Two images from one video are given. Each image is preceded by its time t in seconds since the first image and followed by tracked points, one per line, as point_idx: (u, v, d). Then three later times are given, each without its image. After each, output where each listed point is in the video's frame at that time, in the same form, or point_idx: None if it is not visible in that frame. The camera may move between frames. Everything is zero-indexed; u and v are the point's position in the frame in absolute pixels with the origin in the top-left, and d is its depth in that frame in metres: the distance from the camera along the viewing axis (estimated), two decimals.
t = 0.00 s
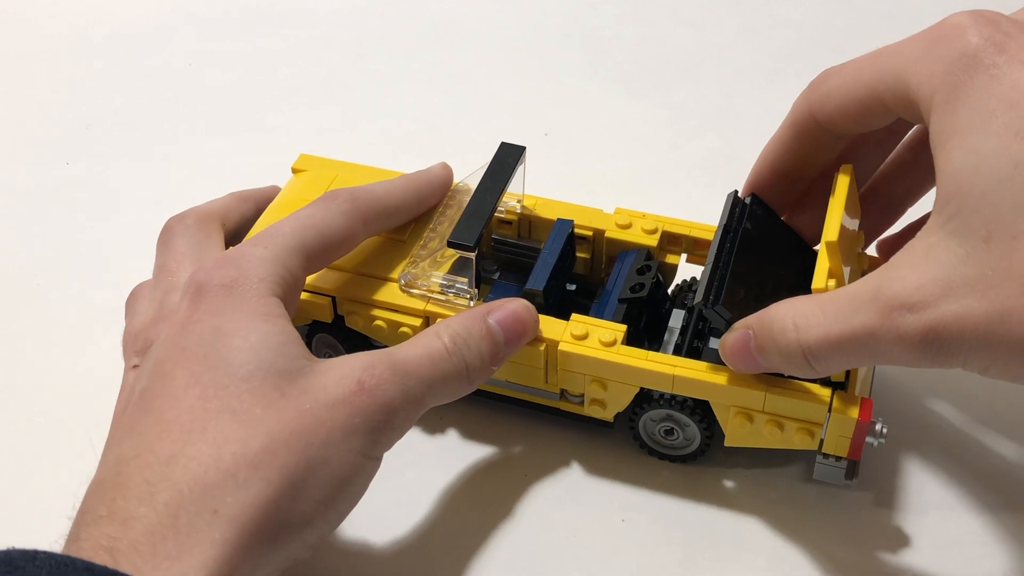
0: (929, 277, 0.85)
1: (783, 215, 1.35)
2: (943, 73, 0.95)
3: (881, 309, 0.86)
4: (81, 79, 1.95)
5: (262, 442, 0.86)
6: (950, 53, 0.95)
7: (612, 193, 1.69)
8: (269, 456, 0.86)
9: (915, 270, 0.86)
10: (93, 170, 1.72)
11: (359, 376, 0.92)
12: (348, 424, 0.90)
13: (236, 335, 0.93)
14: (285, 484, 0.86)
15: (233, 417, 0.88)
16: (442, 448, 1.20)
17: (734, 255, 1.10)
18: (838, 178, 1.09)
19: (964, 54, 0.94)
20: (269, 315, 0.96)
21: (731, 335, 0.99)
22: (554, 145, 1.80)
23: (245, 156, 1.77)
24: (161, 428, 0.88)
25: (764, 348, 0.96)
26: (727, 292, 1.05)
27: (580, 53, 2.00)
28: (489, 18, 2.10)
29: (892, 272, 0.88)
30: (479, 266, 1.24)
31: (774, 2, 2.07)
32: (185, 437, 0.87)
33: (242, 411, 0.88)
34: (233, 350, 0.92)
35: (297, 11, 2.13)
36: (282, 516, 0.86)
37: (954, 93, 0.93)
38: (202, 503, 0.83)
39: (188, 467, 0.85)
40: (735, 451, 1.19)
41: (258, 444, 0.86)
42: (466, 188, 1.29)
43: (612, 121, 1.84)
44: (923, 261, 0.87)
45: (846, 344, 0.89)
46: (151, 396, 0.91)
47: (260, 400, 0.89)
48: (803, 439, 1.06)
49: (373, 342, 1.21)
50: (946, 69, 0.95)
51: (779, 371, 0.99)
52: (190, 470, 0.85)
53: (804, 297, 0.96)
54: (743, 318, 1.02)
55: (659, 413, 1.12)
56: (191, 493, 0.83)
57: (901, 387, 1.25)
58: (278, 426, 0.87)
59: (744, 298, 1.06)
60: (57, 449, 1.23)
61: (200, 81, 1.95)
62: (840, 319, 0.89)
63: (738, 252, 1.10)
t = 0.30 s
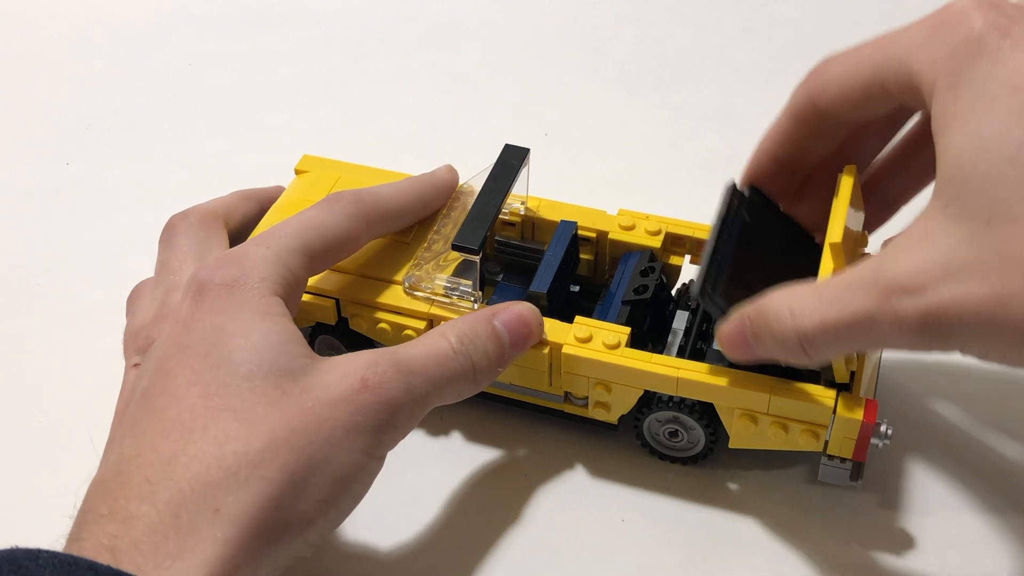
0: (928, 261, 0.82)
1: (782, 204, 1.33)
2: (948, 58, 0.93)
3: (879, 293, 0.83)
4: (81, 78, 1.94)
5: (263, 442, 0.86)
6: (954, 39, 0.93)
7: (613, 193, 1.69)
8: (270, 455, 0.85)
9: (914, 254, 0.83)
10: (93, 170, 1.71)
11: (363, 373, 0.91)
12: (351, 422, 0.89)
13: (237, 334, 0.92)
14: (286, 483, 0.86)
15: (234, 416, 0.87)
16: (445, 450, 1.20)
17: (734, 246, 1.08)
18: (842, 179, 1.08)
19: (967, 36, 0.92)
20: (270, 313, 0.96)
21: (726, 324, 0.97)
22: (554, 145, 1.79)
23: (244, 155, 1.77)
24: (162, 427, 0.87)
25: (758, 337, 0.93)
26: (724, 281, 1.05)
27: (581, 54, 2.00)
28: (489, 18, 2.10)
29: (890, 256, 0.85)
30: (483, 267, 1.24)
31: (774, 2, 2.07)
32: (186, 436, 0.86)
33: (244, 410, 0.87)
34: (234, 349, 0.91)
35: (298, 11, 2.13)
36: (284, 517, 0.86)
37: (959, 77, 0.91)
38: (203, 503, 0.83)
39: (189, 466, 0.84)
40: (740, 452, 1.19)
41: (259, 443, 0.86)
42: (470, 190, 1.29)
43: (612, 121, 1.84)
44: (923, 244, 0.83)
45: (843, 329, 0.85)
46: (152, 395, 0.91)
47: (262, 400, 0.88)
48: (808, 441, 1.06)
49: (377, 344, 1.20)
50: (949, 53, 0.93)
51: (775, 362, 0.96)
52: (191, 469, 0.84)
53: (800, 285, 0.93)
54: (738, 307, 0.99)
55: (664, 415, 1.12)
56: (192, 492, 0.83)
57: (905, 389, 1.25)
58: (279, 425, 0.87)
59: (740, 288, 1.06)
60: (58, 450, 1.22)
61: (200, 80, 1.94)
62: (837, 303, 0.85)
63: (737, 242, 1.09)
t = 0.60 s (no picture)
0: (914, 201, 0.78)
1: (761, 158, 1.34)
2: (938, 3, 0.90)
3: (862, 232, 0.79)
4: (81, 79, 1.94)
5: (262, 441, 0.86)
6: None
7: (612, 193, 1.69)
8: (269, 455, 0.85)
9: (899, 192, 0.79)
10: (93, 170, 1.71)
11: (364, 373, 0.91)
12: (351, 423, 0.89)
13: (237, 334, 0.92)
14: (286, 483, 0.86)
15: (234, 417, 0.87)
16: (445, 450, 1.20)
17: (708, 192, 1.08)
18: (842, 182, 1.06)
19: None
20: (270, 313, 0.96)
21: (704, 274, 0.93)
22: (554, 146, 1.79)
23: (244, 155, 1.77)
24: (163, 427, 0.87)
25: (736, 285, 0.89)
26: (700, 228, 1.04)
27: (580, 54, 2.00)
28: (489, 18, 2.10)
29: (872, 195, 0.81)
30: (483, 268, 1.24)
31: (774, 3, 2.07)
32: (186, 436, 0.86)
33: (244, 410, 0.87)
34: (233, 350, 0.91)
35: (298, 11, 2.13)
36: (284, 516, 0.86)
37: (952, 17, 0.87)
38: (203, 503, 0.83)
39: (188, 466, 0.84)
40: (739, 451, 1.19)
41: (259, 443, 0.86)
42: (470, 190, 1.29)
43: (611, 121, 1.84)
44: (908, 183, 0.79)
45: (825, 273, 0.81)
46: (152, 396, 0.91)
47: (262, 399, 0.88)
48: (808, 440, 1.06)
49: (377, 344, 1.20)
50: None
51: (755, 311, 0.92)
52: (191, 469, 0.84)
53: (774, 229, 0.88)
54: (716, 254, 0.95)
55: (664, 415, 1.12)
56: (192, 492, 0.83)
57: (907, 389, 1.26)
58: (278, 425, 0.87)
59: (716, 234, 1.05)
60: (58, 450, 1.22)
61: (200, 81, 1.94)
62: (818, 243, 0.81)
63: (713, 190, 1.09)
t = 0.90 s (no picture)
0: (882, 180, 0.77)
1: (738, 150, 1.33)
2: None
3: (832, 214, 0.79)
4: (81, 79, 1.94)
5: (261, 441, 0.86)
6: None
7: (612, 193, 1.69)
8: (269, 455, 0.85)
9: (866, 171, 0.79)
10: (93, 170, 1.72)
11: (364, 373, 0.91)
12: (350, 423, 0.89)
13: (238, 334, 0.92)
14: (285, 484, 0.86)
15: (233, 417, 0.87)
16: (445, 450, 1.20)
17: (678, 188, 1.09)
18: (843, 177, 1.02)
19: None
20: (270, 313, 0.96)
21: (677, 265, 0.93)
22: (553, 146, 1.79)
23: (244, 155, 1.77)
24: (163, 427, 0.87)
25: (710, 275, 0.89)
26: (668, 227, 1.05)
27: (580, 54, 2.00)
28: (489, 18, 2.10)
29: (841, 176, 0.80)
30: (482, 268, 1.24)
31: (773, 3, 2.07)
32: (186, 436, 0.86)
33: (244, 411, 0.87)
34: (233, 350, 0.91)
35: (298, 11, 2.13)
36: (284, 517, 0.86)
37: None
38: (203, 504, 0.83)
39: (188, 467, 0.84)
40: (739, 451, 1.19)
41: (259, 443, 0.86)
42: (470, 190, 1.29)
43: (611, 122, 1.84)
44: (875, 162, 0.79)
45: (797, 257, 0.81)
46: (152, 396, 0.91)
47: (262, 399, 0.88)
48: (808, 440, 1.06)
49: (377, 344, 1.21)
50: None
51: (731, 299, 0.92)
52: (191, 470, 0.84)
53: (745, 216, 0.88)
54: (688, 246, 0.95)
55: (664, 415, 1.12)
56: (192, 493, 0.83)
57: (907, 388, 1.25)
58: (277, 425, 0.87)
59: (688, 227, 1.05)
60: (58, 450, 1.23)
61: (200, 81, 1.94)
62: (790, 228, 0.81)
63: (684, 185, 1.09)
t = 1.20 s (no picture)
0: (846, 158, 0.78)
1: (703, 137, 1.34)
2: None
3: (796, 194, 0.79)
4: (81, 79, 1.94)
5: (261, 442, 0.86)
6: None
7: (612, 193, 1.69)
8: (269, 456, 0.85)
9: (831, 152, 0.80)
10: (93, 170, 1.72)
11: (364, 375, 0.91)
12: (350, 424, 0.89)
13: (238, 335, 0.92)
14: (286, 484, 0.86)
15: (233, 417, 0.87)
16: (446, 451, 1.20)
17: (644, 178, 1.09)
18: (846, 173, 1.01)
19: None
20: (269, 314, 0.96)
21: (644, 254, 0.92)
22: (553, 145, 1.79)
23: (243, 155, 1.77)
24: (163, 428, 0.87)
25: (677, 261, 0.89)
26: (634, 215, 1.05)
27: (580, 53, 2.00)
28: (489, 18, 2.10)
29: (806, 158, 0.81)
30: (483, 267, 1.24)
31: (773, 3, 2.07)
32: (186, 438, 0.86)
33: (244, 411, 0.87)
34: (233, 350, 0.91)
35: (297, 11, 2.13)
36: (284, 517, 0.86)
37: None
38: (204, 505, 0.83)
39: (188, 468, 0.84)
40: (739, 451, 1.19)
41: (260, 444, 0.86)
42: (470, 190, 1.29)
43: (611, 122, 1.84)
44: (838, 142, 0.80)
45: (763, 238, 0.81)
46: (153, 396, 0.91)
47: (261, 399, 0.88)
48: (808, 440, 1.06)
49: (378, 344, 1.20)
50: None
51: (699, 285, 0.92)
52: (191, 471, 0.84)
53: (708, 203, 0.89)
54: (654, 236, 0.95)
55: (664, 415, 1.12)
56: (193, 495, 0.83)
57: (907, 388, 1.25)
58: (277, 426, 0.87)
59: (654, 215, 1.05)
60: (59, 451, 1.23)
61: (200, 80, 1.94)
62: (756, 210, 0.82)
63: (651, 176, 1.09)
